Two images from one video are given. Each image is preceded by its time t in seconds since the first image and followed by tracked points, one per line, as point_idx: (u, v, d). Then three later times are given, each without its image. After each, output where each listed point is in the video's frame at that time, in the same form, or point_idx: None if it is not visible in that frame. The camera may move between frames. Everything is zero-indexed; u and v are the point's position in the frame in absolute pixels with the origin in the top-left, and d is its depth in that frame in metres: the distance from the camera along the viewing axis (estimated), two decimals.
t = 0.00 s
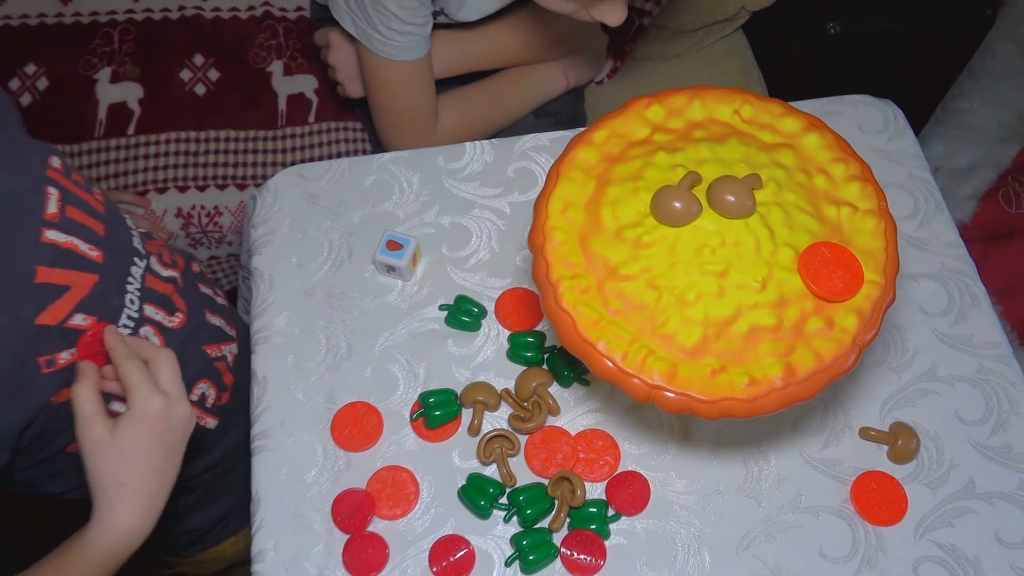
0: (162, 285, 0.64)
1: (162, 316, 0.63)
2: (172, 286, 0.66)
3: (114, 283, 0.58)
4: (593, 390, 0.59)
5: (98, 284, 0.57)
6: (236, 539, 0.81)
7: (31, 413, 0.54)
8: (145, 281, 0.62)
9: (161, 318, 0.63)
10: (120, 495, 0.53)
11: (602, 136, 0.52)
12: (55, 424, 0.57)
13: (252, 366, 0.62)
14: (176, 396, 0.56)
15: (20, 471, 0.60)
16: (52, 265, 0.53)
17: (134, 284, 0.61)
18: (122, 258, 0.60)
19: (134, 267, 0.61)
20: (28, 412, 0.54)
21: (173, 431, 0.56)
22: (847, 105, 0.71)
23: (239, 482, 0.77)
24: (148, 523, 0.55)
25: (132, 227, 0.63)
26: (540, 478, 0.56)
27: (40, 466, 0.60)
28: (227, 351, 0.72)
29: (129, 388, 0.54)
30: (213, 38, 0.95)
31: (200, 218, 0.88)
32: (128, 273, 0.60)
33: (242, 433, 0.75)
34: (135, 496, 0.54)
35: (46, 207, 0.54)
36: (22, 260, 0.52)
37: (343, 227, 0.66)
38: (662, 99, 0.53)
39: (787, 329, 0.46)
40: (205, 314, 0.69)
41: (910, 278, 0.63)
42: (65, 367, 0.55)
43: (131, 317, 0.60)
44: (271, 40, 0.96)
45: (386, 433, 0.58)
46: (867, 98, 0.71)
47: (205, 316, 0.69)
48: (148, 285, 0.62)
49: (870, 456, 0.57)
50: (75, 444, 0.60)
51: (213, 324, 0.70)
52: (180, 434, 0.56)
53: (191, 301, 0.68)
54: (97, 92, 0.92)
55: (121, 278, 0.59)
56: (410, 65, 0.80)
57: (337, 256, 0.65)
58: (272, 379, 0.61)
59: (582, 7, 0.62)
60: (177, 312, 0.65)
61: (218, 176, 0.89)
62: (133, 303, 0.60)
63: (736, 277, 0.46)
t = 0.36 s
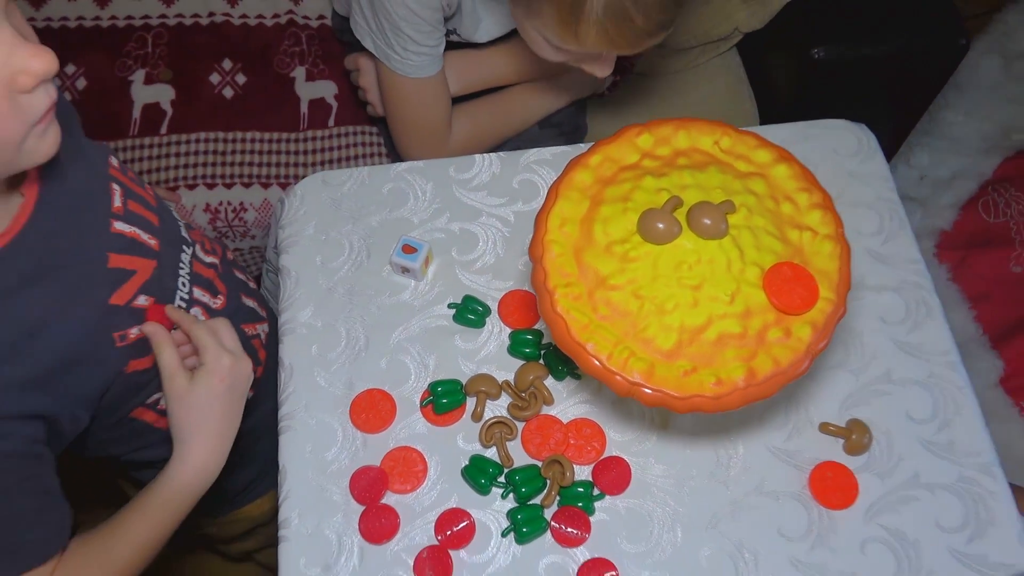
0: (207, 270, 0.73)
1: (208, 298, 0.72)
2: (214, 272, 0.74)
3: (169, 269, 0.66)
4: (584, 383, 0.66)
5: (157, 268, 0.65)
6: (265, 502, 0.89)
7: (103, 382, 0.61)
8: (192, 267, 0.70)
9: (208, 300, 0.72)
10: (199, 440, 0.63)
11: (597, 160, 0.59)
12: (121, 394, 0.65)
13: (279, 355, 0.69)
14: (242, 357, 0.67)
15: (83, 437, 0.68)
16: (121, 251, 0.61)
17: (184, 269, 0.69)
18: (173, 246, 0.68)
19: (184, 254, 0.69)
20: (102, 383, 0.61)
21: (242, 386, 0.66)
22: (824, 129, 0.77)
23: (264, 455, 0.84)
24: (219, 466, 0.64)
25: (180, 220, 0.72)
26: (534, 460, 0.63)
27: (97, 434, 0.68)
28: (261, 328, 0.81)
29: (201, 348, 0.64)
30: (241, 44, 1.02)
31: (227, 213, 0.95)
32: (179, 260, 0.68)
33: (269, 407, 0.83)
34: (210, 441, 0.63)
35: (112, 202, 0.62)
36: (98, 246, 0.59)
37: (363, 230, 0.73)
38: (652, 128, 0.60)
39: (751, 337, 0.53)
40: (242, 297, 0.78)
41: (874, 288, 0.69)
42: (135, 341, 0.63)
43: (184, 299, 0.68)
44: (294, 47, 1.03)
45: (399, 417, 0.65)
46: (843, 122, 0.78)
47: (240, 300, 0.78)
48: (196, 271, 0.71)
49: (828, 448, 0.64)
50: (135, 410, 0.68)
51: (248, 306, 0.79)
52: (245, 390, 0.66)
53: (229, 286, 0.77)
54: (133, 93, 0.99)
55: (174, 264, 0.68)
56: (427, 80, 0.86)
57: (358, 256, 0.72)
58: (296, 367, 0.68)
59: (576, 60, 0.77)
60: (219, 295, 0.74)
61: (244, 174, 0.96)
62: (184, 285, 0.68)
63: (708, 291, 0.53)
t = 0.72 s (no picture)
0: (227, 342, 0.81)
1: (227, 368, 0.80)
2: (233, 342, 0.82)
3: (192, 343, 0.74)
4: (561, 456, 0.72)
5: (182, 341, 0.73)
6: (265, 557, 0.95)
7: (127, 446, 0.69)
8: (213, 339, 0.78)
9: (226, 369, 0.80)
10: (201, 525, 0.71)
11: (574, 256, 0.66)
12: (140, 456, 0.72)
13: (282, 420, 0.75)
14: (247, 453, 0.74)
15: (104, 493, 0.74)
16: (150, 326, 0.70)
17: (206, 341, 0.77)
18: (198, 321, 0.76)
19: (207, 327, 0.77)
20: (126, 446, 0.69)
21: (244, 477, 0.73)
22: (790, 223, 0.84)
23: (266, 513, 0.90)
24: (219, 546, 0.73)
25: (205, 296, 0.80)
26: (512, 526, 0.69)
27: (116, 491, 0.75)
28: (272, 397, 0.88)
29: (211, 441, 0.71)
30: (260, 122, 1.10)
31: (239, 279, 1.02)
32: (201, 334, 0.76)
33: (274, 467, 0.89)
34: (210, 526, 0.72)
35: (147, 281, 0.71)
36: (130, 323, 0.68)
37: (365, 306, 0.80)
38: (625, 229, 0.68)
39: (706, 423, 0.59)
40: (256, 367, 0.86)
41: (830, 375, 0.76)
42: (155, 410, 0.70)
43: (204, 369, 0.76)
44: (309, 125, 1.11)
45: (389, 483, 0.71)
46: (808, 218, 0.85)
47: (254, 370, 0.85)
48: (217, 343, 0.79)
49: (784, 525, 0.69)
50: (153, 469, 0.74)
51: (262, 375, 0.86)
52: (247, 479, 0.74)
53: (245, 358, 0.84)
54: (158, 165, 1.07)
55: (198, 336, 0.76)
56: (433, 158, 0.93)
57: (358, 330, 0.79)
58: (298, 433, 0.74)
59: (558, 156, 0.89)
60: (236, 364, 0.82)
61: (257, 244, 1.03)
62: (206, 356, 0.76)
63: (668, 380, 0.59)
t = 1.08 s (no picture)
0: (223, 359, 0.86)
1: (221, 384, 0.84)
2: (229, 360, 0.87)
3: (189, 361, 0.79)
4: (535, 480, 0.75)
5: (179, 358, 0.78)
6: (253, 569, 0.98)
7: (123, 455, 0.73)
8: (210, 356, 0.83)
9: (222, 386, 0.84)
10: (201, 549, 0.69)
11: (551, 292, 0.70)
12: (133, 464, 0.76)
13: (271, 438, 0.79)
14: (262, 507, 0.68)
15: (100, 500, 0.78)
16: (150, 342, 0.75)
17: (203, 359, 0.82)
18: (196, 340, 0.81)
19: (204, 345, 0.82)
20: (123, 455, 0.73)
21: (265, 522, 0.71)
22: (764, 264, 0.88)
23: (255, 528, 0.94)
24: (200, 559, 0.70)
25: (205, 316, 0.85)
26: (485, 545, 0.73)
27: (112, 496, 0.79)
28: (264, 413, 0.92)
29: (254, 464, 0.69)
30: (265, 152, 1.16)
31: (238, 301, 1.06)
32: (198, 351, 0.81)
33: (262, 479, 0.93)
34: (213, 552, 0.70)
35: (149, 300, 0.76)
36: (131, 339, 0.73)
37: (355, 331, 0.84)
38: (600, 267, 0.71)
39: (667, 452, 0.63)
40: (250, 383, 0.90)
41: (795, 410, 0.79)
42: (151, 420, 0.74)
43: (200, 385, 0.80)
44: (312, 157, 1.16)
45: (370, 500, 0.75)
46: (781, 260, 0.89)
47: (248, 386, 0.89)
48: (213, 360, 0.83)
49: (745, 553, 0.72)
50: (146, 477, 0.79)
51: (256, 392, 0.91)
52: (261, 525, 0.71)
53: (241, 375, 0.89)
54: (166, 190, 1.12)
55: (195, 354, 0.80)
56: (425, 180, 0.97)
57: (347, 354, 0.83)
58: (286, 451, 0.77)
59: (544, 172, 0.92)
60: (231, 382, 0.86)
61: (256, 268, 1.07)
62: (202, 372, 0.81)
63: (633, 411, 0.63)
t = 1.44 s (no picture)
0: (213, 323, 0.87)
1: (210, 347, 0.86)
2: (219, 324, 0.89)
3: (180, 321, 0.81)
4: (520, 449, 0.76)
5: (172, 316, 0.80)
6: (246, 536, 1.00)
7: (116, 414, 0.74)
8: (200, 318, 0.85)
9: (210, 348, 0.86)
10: (416, 467, 0.57)
11: (538, 263, 0.71)
12: (132, 428, 0.77)
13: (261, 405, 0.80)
14: (496, 437, 0.56)
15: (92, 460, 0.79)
16: (146, 299, 0.78)
17: (193, 320, 0.84)
18: (184, 302, 0.83)
19: (193, 306, 0.84)
20: (121, 410, 0.75)
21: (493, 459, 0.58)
22: (753, 243, 0.89)
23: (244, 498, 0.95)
24: (404, 501, 0.58)
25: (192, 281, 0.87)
26: (469, 511, 0.74)
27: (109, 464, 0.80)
28: (253, 379, 0.93)
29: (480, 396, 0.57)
30: (263, 126, 1.16)
31: (234, 273, 1.07)
32: (188, 312, 0.83)
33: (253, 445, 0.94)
34: (431, 474, 0.58)
35: (140, 260, 0.79)
36: (126, 296, 0.75)
37: (346, 301, 0.85)
38: (586, 239, 0.72)
39: (647, 421, 0.64)
40: (240, 350, 0.92)
41: (778, 386, 0.80)
42: (149, 374, 0.77)
43: (190, 345, 0.82)
44: (309, 131, 1.17)
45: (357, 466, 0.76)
46: (770, 238, 0.89)
47: (237, 352, 0.91)
48: (203, 323, 0.85)
49: (725, 524, 0.73)
50: (149, 442, 0.80)
51: (243, 359, 0.92)
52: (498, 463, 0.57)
53: (230, 340, 0.91)
54: (164, 161, 1.12)
55: (184, 316, 0.82)
56: (422, 156, 0.98)
57: (338, 323, 0.84)
58: (275, 416, 0.79)
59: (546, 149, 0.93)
60: (220, 344, 0.88)
61: (252, 240, 1.08)
62: (191, 334, 0.83)
63: (615, 379, 0.64)
